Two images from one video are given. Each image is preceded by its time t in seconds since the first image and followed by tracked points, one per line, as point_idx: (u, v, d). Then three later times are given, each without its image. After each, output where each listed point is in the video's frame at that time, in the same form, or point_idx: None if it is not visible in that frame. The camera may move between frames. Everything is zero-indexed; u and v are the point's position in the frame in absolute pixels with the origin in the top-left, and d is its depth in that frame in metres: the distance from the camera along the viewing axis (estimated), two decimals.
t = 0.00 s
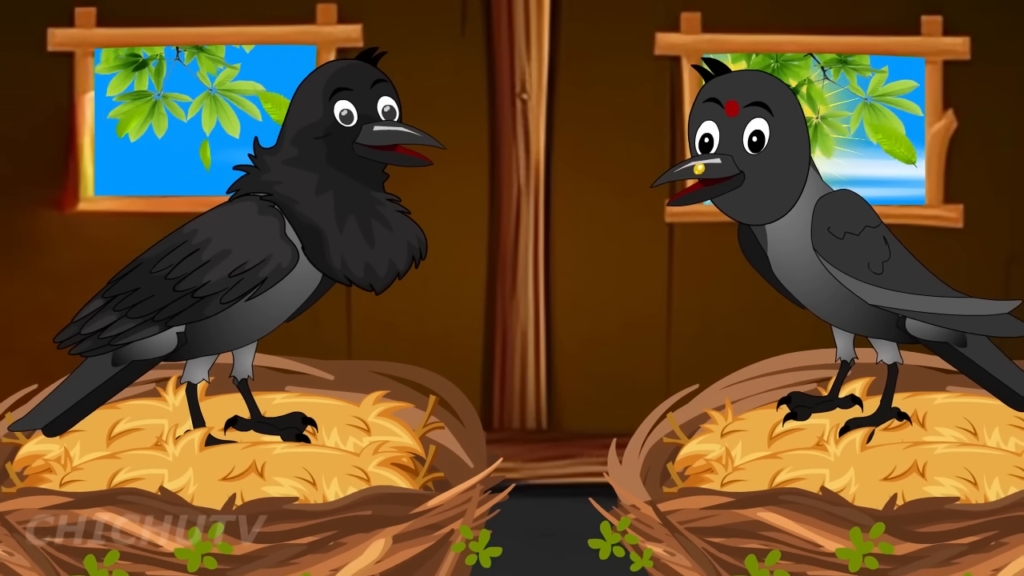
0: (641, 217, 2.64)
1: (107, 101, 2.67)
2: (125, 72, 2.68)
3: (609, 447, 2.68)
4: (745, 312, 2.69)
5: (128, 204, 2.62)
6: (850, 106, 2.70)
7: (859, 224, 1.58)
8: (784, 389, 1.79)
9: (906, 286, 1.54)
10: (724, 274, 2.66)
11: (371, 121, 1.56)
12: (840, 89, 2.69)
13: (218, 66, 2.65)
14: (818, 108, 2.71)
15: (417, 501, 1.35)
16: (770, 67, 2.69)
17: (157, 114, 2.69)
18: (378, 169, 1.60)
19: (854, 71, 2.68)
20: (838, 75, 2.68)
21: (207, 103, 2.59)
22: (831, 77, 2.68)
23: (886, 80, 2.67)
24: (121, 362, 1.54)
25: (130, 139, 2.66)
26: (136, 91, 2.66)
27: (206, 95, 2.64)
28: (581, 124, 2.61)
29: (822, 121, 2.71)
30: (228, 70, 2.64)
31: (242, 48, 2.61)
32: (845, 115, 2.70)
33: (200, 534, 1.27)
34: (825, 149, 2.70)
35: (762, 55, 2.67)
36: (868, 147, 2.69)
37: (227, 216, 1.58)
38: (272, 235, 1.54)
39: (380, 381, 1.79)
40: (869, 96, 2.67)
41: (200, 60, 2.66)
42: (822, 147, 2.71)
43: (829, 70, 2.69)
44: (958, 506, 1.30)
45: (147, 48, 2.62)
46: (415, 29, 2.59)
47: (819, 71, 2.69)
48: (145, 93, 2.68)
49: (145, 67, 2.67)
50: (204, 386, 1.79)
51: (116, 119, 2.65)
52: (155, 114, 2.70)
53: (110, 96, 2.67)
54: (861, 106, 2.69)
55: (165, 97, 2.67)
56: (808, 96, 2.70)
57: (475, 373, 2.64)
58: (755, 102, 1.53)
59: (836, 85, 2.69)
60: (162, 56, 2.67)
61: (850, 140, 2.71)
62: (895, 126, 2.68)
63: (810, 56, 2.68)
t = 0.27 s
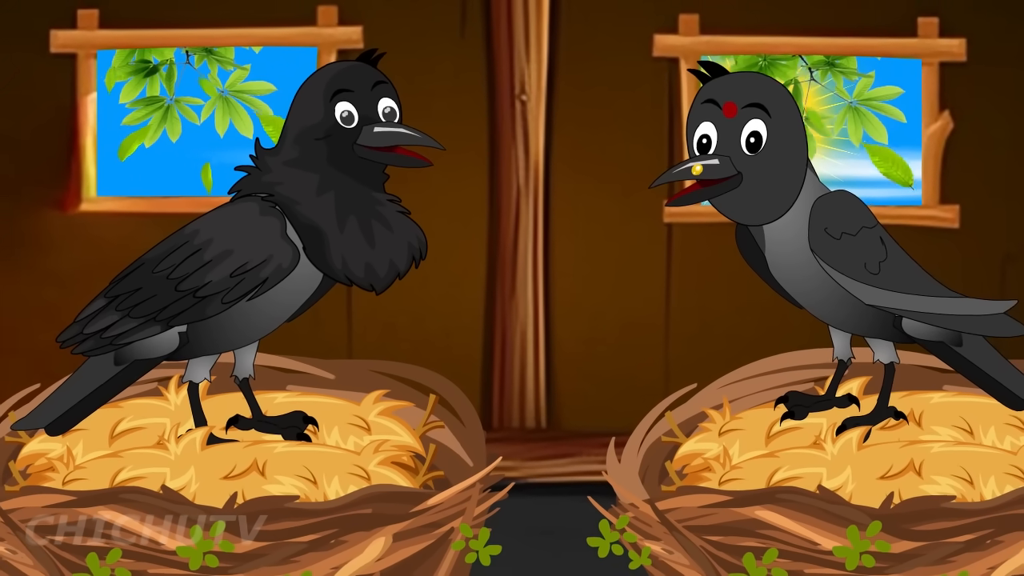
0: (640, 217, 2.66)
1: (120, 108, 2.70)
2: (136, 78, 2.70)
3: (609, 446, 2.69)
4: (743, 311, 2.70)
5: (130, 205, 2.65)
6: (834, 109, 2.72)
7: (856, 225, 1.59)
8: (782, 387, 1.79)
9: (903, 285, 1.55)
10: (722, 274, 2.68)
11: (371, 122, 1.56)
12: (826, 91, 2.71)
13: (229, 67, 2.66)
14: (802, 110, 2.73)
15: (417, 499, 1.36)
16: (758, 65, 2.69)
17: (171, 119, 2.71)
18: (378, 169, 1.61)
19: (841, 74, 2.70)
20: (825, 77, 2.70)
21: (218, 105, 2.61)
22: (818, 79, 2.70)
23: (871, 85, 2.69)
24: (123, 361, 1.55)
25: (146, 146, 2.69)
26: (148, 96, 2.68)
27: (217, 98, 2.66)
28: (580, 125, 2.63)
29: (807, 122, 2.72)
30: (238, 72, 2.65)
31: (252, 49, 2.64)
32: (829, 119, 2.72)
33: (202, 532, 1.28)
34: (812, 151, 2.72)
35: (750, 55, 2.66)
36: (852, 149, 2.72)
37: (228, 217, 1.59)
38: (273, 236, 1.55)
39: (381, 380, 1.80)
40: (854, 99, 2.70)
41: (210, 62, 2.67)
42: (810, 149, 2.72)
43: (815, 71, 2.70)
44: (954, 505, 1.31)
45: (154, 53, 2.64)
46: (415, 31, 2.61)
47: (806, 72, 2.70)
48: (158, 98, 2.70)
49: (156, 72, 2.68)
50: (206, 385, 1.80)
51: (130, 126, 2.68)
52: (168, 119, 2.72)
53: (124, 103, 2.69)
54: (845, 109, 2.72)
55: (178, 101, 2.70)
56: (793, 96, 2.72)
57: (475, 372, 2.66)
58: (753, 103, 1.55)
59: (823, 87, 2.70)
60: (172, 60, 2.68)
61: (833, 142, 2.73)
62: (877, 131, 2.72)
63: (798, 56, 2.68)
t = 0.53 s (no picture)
0: (638, 218, 2.68)
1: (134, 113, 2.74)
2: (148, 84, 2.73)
3: (607, 445, 2.71)
4: (741, 311, 2.73)
5: (132, 205, 2.68)
6: (821, 111, 2.77)
7: (853, 241, 1.60)
8: (779, 387, 1.81)
9: (897, 296, 1.56)
10: (719, 274, 2.70)
11: (371, 123, 1.57)
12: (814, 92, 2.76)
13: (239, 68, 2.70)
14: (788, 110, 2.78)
15: (417, 497, 1.37)
16: (747, 63, 2.71)
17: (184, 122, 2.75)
18: (378, 170, 1.62)
19: (829, 77, 2.75)
20: (813, 79, 2.75)
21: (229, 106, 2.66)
22: (805, 80, 2.75)
23: (858, 89, 2.73)
24: (125, 360, 1.56)
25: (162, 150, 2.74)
26: (161, 101, 2.73)
27: (229, 99, 2.70)
28: (578, 126, 2.65)
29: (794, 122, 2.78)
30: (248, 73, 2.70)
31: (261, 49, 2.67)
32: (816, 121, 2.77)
33: (203, 531, 1.29)
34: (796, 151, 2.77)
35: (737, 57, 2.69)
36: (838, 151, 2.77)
37: (230, 217, 1.60)
38: (275, 236, 1.56)
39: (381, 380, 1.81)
40: (840, 102, 2.74)
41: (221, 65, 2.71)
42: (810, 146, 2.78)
43: (804, 72, 2.75)
44: (950, 503, 1.32)
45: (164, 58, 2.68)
46: (415, 33, 2.63)
47: (795, 73, 2.75)
48: (171, 102, 2.75)
49: (167, 77, 2.72)
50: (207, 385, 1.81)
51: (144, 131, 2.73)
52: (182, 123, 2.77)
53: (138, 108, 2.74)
54: (832, 111, 2.77)
55: (190, 105, 2.74)
56: (780, 95, 2.75)
57: (474, 371, 2.68)
58: (750, 128, 1.56)
59: (811, 89, 2.75)
60: (183, 65, 2.72)
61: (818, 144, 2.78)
62: (861, 136, 2.75)
63: (787, 56, 2.72)
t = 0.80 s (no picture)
0: (637, 219, 2.69)
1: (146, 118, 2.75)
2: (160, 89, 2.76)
3: (606, 444, 2.73)
4: (739, 310, 2.75)
5: (134, 206, 2.70)
6: (828, 112, 2.76)
7: (851, 233, 1.60)
8: (776, 387, 1.82)
9: (898, 291, 1.57)
10: (716, 274, 2.72)
11: (371, 124, 1.59)
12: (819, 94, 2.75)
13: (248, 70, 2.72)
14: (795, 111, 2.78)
15: (417, 496, 1.38)
16: (752, 68, 2.73)
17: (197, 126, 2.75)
18: (378, 171, 1.63)
19: (834, 78, 2.74)
20: (818, 80, 2.74)
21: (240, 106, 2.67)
22: (811, 81, 2.74)
23: (864, 88, 2.73)
24: (127, 360, 1.57)
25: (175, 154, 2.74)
26: (173, 105, 2.74)
27: (240, 100, 2.71)
28: (577, 128, 2.66)
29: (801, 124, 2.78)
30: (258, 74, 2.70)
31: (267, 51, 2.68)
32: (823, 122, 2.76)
33: (205, 529, 1.30)
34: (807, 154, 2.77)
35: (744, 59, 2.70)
36: (847, 151, 2.77)
37: (231, 218, 1.61)
38: (276, 236, 1.57)
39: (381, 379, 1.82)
40: (847, 102, 2.74)
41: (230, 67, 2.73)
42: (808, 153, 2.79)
43: (809, 75, 2.75)
44: (946, 501, 1.32)
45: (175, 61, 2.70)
46: (415, 34, 2.65)
47: (800, 74, 2.74)
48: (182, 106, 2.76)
49: (178, 81, 2.73)
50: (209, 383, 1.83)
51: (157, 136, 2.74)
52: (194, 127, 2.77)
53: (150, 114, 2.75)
54: (839, 111, 2.76)
55: (202, 108, 2.74)
56: (788, 98, 2.76)
57: (474, 371, 2.69)
58: (748, 117, 1.57)
59: (816, 90, 2.75)
60: (193, 68, 2.73)
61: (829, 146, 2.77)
62: (871, 134, 2.75)
63: (792, 59, 2.73)
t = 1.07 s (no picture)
0: (636, 219, 2.71)
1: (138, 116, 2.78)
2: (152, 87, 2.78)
3: (605, 443, 2.75)
4: (737, 310, 2.76)
5: (136, 207, 2.72)
6: (837, 112, 2.81)
7: (847, 226, 1.62)
8: (773, 387, 1.83)
9: (893, 286, 1.58)
10: (714, 275, 2.73)
11: (372, 124, 1.60)
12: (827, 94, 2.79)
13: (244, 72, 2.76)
14: (805, 113, 2.82)
15: (417, 494, 1.39)
16: (760, 73, 2.76)
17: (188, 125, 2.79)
18: (378, 172, 1.64)
19: (841, 78, 2.78)
20: (826, 80, 2.78)
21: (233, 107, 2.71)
22: (819, 83, 2.77)
23: (871, 86, 2.78)
24: (129, 360, 1.58)
25: (167, 153, 2.77)
26: (165, 104, 2.78)
27: (233, 101, 2.75)
28: (576, 129, 2.68)
29: (810, 125, 2.82)
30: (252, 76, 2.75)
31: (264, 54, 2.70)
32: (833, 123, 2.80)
33: (206, 528, 1.31)
34: (812, 153, 2.81)
35: (752, 60, 2.74)
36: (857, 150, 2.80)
37: (233, 219, 1.62)
38: (277, 237, 1.58)
39: (382, 378, 1.84)
40: (855, 101, 2.78)
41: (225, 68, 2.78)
42: (810, 151, 2.82)
43: (817, 76, 2.78)
44: (943, 500, 1.33)
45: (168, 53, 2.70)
46: (415, 35, 2.66)
47: (807, 77, 2.77)
48: (175, 106, 2.80)
49: (172, 80, 2.77)
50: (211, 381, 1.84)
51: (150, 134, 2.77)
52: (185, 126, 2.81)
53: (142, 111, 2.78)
54: (847, 111, 2.81)
55: (194, 108, 2.78)
56: (796, 100, 2.80)
57: (474, 370, 2.71)
58: (745, 107, 1.57)
59: (823, 91, 2.79)
60: (187, 67, 2.77)
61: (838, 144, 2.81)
62: (880, 131, 2.79)
63: (798, 62, 2.75)
